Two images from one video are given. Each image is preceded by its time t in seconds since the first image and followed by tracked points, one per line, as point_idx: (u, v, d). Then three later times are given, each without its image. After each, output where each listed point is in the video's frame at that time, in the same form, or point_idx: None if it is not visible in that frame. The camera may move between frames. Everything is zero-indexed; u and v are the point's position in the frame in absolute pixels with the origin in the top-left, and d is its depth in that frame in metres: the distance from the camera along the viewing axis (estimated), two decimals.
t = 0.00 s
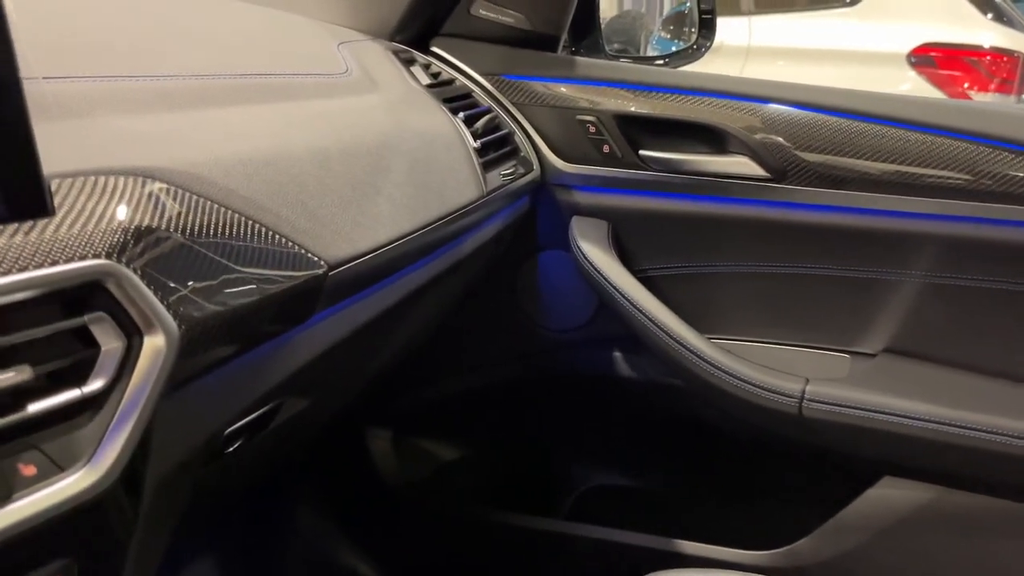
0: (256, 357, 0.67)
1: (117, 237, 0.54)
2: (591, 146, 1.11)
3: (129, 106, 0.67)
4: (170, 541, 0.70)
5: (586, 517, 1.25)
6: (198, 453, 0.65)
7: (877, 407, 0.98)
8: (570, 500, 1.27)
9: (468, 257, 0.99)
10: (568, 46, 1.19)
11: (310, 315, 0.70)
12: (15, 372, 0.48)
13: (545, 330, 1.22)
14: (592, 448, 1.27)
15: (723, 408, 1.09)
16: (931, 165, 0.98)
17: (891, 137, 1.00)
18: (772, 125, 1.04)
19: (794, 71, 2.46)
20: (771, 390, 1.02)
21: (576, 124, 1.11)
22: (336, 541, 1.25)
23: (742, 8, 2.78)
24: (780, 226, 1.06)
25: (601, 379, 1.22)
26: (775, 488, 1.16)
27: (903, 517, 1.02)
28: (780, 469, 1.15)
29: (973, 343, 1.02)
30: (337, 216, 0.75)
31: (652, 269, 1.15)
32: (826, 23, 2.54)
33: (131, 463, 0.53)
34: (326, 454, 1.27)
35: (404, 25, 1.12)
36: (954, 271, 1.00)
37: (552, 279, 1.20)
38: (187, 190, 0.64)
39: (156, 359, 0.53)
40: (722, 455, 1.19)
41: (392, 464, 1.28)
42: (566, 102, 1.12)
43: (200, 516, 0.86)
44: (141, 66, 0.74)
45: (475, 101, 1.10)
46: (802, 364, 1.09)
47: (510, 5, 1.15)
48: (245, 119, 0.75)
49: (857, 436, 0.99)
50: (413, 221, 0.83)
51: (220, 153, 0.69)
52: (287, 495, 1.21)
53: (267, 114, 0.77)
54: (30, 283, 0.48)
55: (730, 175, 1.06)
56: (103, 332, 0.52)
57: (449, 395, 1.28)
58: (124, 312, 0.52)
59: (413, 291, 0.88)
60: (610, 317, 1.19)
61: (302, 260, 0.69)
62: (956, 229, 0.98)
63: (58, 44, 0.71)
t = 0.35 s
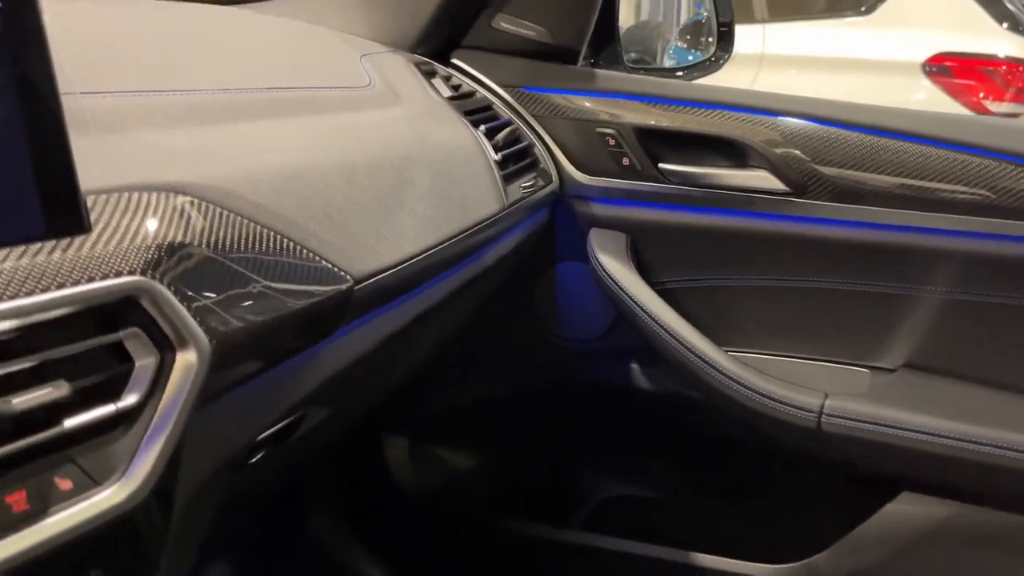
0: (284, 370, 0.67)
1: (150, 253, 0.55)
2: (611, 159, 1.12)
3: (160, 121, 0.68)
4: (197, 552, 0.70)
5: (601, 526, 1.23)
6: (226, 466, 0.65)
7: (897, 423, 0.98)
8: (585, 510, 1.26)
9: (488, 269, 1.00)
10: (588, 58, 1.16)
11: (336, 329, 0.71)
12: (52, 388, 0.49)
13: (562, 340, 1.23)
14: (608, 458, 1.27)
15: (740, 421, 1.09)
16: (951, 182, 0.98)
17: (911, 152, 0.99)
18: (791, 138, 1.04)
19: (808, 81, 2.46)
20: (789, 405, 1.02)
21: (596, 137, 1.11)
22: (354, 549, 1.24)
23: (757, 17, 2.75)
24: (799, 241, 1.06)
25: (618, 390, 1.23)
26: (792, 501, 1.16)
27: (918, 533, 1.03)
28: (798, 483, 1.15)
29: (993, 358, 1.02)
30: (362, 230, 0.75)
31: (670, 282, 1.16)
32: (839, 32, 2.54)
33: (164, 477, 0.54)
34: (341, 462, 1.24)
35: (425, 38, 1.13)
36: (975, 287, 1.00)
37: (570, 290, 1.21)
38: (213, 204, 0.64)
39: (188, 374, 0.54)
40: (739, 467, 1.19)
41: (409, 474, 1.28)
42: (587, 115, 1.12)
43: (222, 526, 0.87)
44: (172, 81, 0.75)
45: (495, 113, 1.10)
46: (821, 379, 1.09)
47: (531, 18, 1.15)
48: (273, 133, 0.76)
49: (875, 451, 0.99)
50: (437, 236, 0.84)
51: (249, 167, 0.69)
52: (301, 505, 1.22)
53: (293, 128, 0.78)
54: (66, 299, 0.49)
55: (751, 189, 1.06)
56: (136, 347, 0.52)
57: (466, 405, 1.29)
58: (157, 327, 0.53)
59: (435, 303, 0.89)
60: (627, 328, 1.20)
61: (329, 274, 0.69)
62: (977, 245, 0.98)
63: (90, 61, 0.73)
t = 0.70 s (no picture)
0: (297, 391, 0.68)
1: (169, 279, 0.56)
2: (619, 177, 1.13)
3: (178, 145, 0.70)
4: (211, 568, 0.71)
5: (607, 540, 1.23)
6: (240, 485, 0.66)
7: (901, 443, 0.98)
8: (591, 523, 1.25)
9: (496, 287, 1.01)
10: (597, 76, 1.19)
11: (348, 350, 0.72)
12: (73, 413, 0.50)
13: (569, 354, 1.25)
14: (615, 475, 1.27)
15: (746, 438, 1.10)
16: (956, 204, 0.99)
17: (917, 175, 1.01)
18: (796, 159, 1.05)
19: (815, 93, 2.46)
20: (793, 423, 1.03)
21: (604, 156, 1.13)
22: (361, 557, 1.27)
23: (765, 27, 2.71)
24: (805, 260, 1.07)
25: (624, 405, 1.25)
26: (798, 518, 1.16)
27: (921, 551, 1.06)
28: (804, 500, 1.16)
29: (998, 379, 1.02)
30: (374, 252, 0.76)
31: (677, 299, 1.17)
32: (845, 44, 2.54)
33: (181, 499, 0.55)
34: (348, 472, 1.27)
35: (436, 57, 1.15)
36: (980, 309, 1.01)
37: (577, 305, 1.22)
38: (225, 226, 0.65)
39: (204, 399, 0.55)
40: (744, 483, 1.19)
41: (417, 485, 1.30)
42: (595, 134, 1.13)
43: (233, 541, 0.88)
44: (190, 105, 0.77)
45: (505, 132, 1.12)
46: (827, 398, 1.09)
47: (541, 37, 1.17)
48: (288, 156, 0.77)
49: (878, 471, 1.00)
50: (447, 256, 0.85)
51: (264, 191, 0.71)
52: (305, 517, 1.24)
53: (307, 151, 0.79)
54: (88, 326, 0.50)
55: (757, 209, 1.08)
56: (155, 372, 0.54)
57: (473, 420, 1.30)
58: (176, 352, 0.54)
59: (446, 321, 0.90)
60: (634, 343, 1.21)
61: (341, 296, 0.70)
62: (981, 268, 0.99)
63: (110, 86, 0.75)
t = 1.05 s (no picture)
0: (302, 394, 0.69)
1: (173, 282, 0.56)
2: (622, 183, 1.13)
3: (183, 149, 0.70)
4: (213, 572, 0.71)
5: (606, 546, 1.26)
6: (243, 489, 0.66)
7: (904, 450, 0.98)
8: (592, 531, 1.27)
9: (499, 292, 1.01)
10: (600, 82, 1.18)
11: (351, 354, 0.72)
12: (78, 416, 0.50)
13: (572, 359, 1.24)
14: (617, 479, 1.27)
15: (748, 444, 1.10)
16: (959, 211, 0.99)
17: (920, 182, 1.01)
18: (799, 165, 1.05)
19: (819, 99, 2.45)
20: (796, 429, 1.03)
21: (607, 161, 1.13)
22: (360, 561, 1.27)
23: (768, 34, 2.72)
24: (808, 267, 1.07)
25: (626, 411, 1.24)
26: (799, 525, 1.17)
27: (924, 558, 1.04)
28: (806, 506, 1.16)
29: (1002, 387, 1.02)
30: (377, 257, 0.76)
31: (680, 304, 1.17)
32: (848, 51, 2.54)
33: (183, 503, 0.55)
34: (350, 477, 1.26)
35: (439, 62, 1.15)
36: (982, 316, 1.01)
37: (579, 310, 1.22)
38: (229, 231, 0.65)
39: (207, 403, 0.55)
40: (746, 489, 1.19)
41: (419, 491, 1.30)
42: (598, 139, 1.13)
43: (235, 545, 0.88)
44: (194, 108, 0.77)
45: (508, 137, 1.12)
46: (830, 404, 1.09)
47: (545, 43, 1.17)
48: (292, 160, 0.77)
49: (881, 478, 0.99)
50: (450, 260, 0.85)
51: (268, 196, 0.71)
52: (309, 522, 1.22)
53: (311, 155, 0.80)
54: (92, 330, 0.50)
55: (760, 215, 1.08)
56: (159, 376, 0.54)
57: (475, 424, 1.30)
58: (179, 355, 0.54)
59: (448, 327, 0.90)
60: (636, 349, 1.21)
61: (344, 300, 0.70)
62: (985, 275, 0.99)
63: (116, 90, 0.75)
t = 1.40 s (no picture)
0: (293, 393, 0.68)
1: (161, 281, 0.56)
2: (616, 184, 1.13)
3: (173, 148, 0.70)
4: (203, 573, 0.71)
5: (604, 548, 1.24)
6: (232, 490, 0.66)
7: (897, 452, 0.98)
8: (589, 531, 1.26)
9: (493, 292, 1.01)
10: (595, 83, 1.19)
11: (343, 354, 0.72)
12: (63, 414, 0.50)
13: (566, 361, 1.24)
14: (612, 483, 1.27)
15: (742, 446, 1.10)
16: (952, 213, 0.99)
17: (914, 183, 1.01)
18: (793, 167, 1.05)
19: (816, 102, 2.45)
20: (789, 431, 1.03)
21: (601, 162, 1.13)
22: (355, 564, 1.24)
23: (765, 36, 2.73)
24: (802, 268, 1.07)
25: (621, 412, 1.24)
26: (793, 527, 1.17)
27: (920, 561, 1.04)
28: (798, 508, 1.16)
29: (996, 389, 1.02)
30: (369, 257, 0.76)
31: (674, 306, 1.16)
32: (845, 54, 2.54)
33: (170, 503, 0.54)
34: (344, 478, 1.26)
35: (434, 63, 1.15)
36: (976, 318, 1.01)
37: (574, 312, 1.22)
38: (220, 230, 0.65)
39: (195, 402, 0.55)
40: (739, 491, 1.19)
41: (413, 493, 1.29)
42: (592, 140, 1.13)
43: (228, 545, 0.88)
44: (185, 108, 0.77)
45: (502, 138, 1.12)
46: (823, 406, 1.09)
47: (539, 44, 1.17)
48: (284, 160, 0.77)
49: (874, 480, 0.99)
50: (442, 260, 0.85)
51: (260, 195, 0.71)
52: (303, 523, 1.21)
53: (302, 154, 0.79)
54: (78, 327, 0.50)
55: (754, 217, 1.08)
56: (146, 374, 0.53)
57: (469, 426, 1.30)
58: (167, 354, 0.54)
59: (441, 327, 0.90)
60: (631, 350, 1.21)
61: (335, 299, 0.70)
62: (978, 276, 0.99)
63: (107, 89, 0.75)
